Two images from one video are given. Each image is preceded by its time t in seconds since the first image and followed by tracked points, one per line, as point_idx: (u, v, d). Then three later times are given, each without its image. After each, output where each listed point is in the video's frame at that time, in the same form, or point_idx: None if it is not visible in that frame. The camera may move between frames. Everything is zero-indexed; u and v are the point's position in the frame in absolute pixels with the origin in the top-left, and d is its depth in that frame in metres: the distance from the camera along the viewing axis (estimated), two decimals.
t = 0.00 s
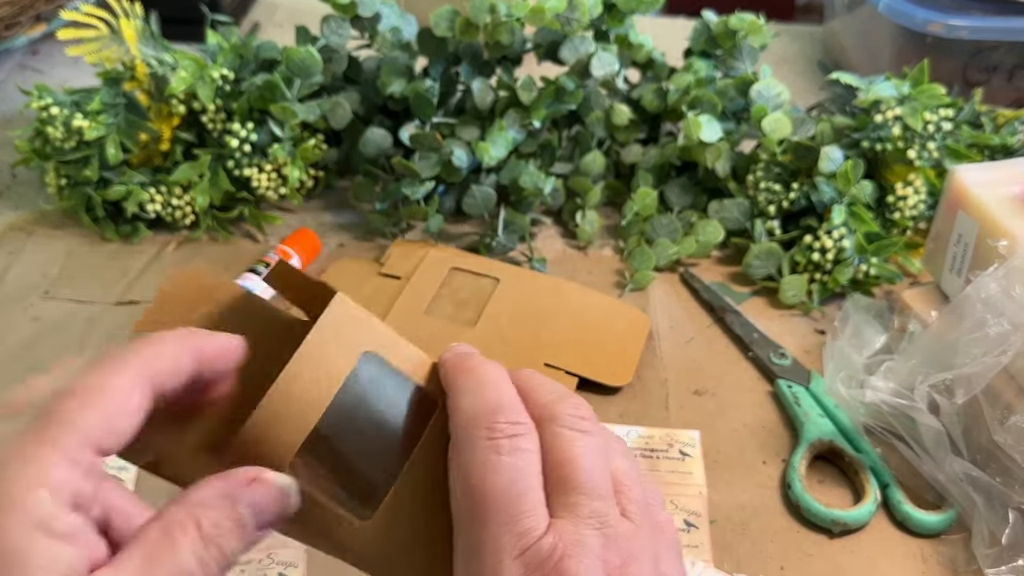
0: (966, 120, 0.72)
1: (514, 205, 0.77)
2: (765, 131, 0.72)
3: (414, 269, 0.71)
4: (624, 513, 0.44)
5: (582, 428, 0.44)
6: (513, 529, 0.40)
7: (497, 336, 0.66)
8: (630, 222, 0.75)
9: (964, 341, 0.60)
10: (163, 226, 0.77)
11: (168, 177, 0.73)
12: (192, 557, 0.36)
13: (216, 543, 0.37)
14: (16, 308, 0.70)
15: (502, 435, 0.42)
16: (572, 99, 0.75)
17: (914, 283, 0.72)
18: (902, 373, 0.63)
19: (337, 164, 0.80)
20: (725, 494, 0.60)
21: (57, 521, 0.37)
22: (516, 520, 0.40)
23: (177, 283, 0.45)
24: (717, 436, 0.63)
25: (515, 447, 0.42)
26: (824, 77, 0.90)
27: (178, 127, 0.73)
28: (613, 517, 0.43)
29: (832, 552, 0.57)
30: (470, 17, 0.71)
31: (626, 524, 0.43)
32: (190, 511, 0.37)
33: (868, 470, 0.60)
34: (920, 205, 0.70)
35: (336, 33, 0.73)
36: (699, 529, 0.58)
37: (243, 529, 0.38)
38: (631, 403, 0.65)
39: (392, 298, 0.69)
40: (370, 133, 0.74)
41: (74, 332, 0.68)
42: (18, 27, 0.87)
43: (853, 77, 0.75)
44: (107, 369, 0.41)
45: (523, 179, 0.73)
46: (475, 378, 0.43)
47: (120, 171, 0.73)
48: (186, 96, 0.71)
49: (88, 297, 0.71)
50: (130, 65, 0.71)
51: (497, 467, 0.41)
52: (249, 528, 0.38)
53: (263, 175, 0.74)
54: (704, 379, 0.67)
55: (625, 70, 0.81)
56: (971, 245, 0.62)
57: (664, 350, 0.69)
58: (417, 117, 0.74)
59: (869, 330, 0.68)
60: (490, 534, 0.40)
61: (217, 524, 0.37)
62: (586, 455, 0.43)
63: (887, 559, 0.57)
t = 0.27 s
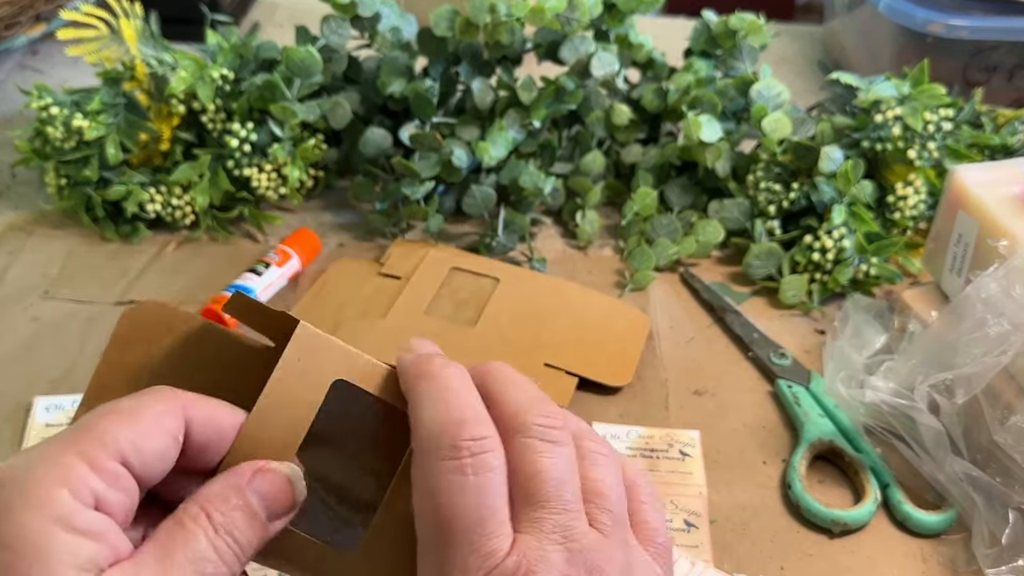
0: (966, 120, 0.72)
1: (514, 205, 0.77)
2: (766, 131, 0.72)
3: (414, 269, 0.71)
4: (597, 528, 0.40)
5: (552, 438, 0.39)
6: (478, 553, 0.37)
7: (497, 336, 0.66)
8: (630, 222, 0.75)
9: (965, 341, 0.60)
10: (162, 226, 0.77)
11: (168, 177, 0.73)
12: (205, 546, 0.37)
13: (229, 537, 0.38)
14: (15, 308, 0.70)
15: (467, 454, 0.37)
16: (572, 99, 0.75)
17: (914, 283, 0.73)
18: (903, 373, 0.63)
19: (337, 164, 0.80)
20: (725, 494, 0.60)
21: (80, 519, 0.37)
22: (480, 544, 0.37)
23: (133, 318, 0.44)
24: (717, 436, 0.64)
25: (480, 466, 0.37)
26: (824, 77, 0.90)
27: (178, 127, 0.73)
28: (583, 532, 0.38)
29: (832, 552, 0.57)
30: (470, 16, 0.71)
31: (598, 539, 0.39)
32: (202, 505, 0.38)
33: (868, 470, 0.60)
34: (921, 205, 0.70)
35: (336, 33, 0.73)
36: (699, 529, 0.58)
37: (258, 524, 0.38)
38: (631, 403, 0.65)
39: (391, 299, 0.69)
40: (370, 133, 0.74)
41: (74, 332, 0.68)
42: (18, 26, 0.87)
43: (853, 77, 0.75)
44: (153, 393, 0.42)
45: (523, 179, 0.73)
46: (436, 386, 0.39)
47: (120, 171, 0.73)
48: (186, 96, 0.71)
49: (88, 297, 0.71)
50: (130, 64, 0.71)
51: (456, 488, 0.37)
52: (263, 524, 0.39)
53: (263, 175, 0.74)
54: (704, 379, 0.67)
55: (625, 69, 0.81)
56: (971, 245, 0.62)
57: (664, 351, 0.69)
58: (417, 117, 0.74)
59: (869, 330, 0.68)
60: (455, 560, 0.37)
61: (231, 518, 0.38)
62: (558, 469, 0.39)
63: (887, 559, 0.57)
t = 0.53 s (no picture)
0: (966, 120, 0.72)
1: (514, 205, 0.76)
2: (765, 131, 0.72)
3: (414, 269, 0.71)
4: (552, 480, 0.36)
5: (493, 394, 0.37)
6: (413, 505, 0.34)
7: (497, 336, 0.66)
8: (630, 222, 0.75)
9: (965, 341, 0.60)
10: (162, 226, 0.77)
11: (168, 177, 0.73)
12: (219, 536, 0.37)
13: (245, 528, 0.37)
14: (15, 308, 0.70)
15: (394, 412, 0.36)
16: (572, 99, 0.75)
17: (914, 283, 0.72)
18: (903, 373, 0.63)
19: (337, 164, 0.80)
20: (725, 495, 0.60)
21: (82, 516, 0.37)
22: (417, 497, 0.35)
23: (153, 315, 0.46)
24: (718, 437, 0.63)
25: (410, 423, 0.36)
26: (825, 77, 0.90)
27: (178, 127, 0.73)
28: (533, 485, 0.35)
29: (832, 552, 0.57)
30: (470, 17, 0.71)
31: (551, 492, 0.36)
32: (213, 493, 0.37)
33: (868, 470, 0.60)
34: (921, 205, 0.70)
35: (336, 33, 0.73)
36: (699, 529, 0.58)
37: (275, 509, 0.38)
38: (631, 403, 0.65)
39: (391, 299, 0.69)
40: (370, 133, 0.74)
41: (74, 332, 0.68)
42: (18, 27, 0.87)
43: (853, 77, 0.75)
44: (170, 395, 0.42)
45: (522, 179, 0.73)
46: (380, 357, 0.39)
47: (120, 171, 0.73)
48: (186, 96, 0.71)
49: (88, 297, 0.71)
50: (130, 65, 0.71)
51: (384, 443, 0.36)
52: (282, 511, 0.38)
53: (263, 175, 0.74)
54: (704, 379, 0.67)
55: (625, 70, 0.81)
56: (971, 245, 0.62)
57: (664, 351, 0.69)
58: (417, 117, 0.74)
59: (869, 330, 0.68)
60: (391, 519, 0.35)
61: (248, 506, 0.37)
62: (498, 422, 0.36)
63: (887, 559, 0.57)
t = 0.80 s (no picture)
0: (966, 120, 0.72)
1: (514, 205, 0.76)
2: (766, 131, 0.72)
3: (414, 269, 0.71)
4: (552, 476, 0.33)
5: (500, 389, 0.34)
6: (438, 493, 0.31)
7: (497, 336, 0.66)
8: (630, 222, 0.75)
9: (965, 341, 0.60)
10: (162, 226, 0.77)
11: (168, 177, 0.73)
12: (178, 514, 0.34)
13: (205, 504, 0.34)
14: (15, 308, 0.70)
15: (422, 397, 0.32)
16: (572, 99, 0.75)
17: (914, 283, 0.73)
18: (903, 373, 0.63)
19: (337, 164, 0.80)
20: (725, 495, 0.60)
21: (47, 503, 0.36)
22: (442, 485, 0.31)
23: (115, 293, 0.42)
24: (718, 437, 0.63)
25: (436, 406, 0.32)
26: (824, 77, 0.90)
27: (178, 127, 0.73)
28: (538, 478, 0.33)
29: (832, 552, 0.57)
30: (470, 17, 0.71)
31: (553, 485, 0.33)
32: (167, 470, 0.35)
33: (868, 470, 0.60)
34: (921, 205, 0.70)
35: (336, 33, 0.73)
36: (698, 529, 0.58)
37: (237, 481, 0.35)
38: (631, 403, 0.65)
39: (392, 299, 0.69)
40: (370, 133, 0.74)
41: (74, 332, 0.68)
42: (18, 27, 0.87)
43: (853, 77, 0.75)
44: (131, 375, 0.39)
45: (522, 179, 0.73)
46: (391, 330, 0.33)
47: (120, 171, 0.73)
48: (186, 96, 0.71)
49: (88, 297, 0.71)
50: (130, 65, 0.71)
51: (415, 429, 0.31)
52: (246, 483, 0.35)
53: (263, 175, 0.74)
54: (704, 379, 0.67)
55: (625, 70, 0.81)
56: (971, 245, 0.62)
57: (664, 351, 0.69)
58: (417, 117, 0.74)
59: (869, 330, 0.68)
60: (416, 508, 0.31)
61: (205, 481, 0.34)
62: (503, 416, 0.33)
63: (887, 559, 0.57)
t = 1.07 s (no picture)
0: (965, 121, 0.72)
1: (514, 205, 0.77)
2: (765, 131, 0.73)
3: (414, 269, 0.71)
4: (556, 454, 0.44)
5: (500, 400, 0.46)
6: (529, 498, 0.41)
7: (497, 336, 0.66)
8: (630, 222, 0.75)
9: (964, 341, 0.60)
10: (163, 226, 0.77)
11: (169, 177, 0.73)
12: (125, 475, 0.35)
13: (154, 467, 0.35)
14: (16, 308, 0.70)
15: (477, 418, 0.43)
16: (572, 99, 0.75)
17: (913, 283, 0.73)
18: (902, 373, 0.63)
19: (337, 164, 0.80)
20: (725, 494, 0.60)
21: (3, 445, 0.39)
22: (529, 493, 0.41)
23: (140, 256, 0.46)
24: (718, 436, 0.64)
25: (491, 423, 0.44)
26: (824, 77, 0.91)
27: (178, 127, 0.73)
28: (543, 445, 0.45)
29: (831, 551, 0.57)
30: (470, 17, 0.71)
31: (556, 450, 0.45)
32: (120, 435, 0.36)
33: (868, 470, 0.60)
34: (920, 205, 0.70)
35: (336, 33, 0.73)
36: (698, 529, 0.58)
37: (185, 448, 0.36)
38: (631, 403, 0.65)
39: (392, 299, 0.69)
40: (370, 133, 0.74)
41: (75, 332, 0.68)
42: (19, 27, 0.87)
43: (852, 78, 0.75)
44: (115, 326, 0.43)
45: (522, 179, 0.73)
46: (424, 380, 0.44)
47: (121, 172, 0.73)
48: (187, 96, 0.71)
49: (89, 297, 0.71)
50: (131, 65, 0.71)
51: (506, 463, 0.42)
52: (194, 452, 0.36)
53: (263, 175, 0.74)
54: (703, 379, 0.67)
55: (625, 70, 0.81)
56: (971, 245, 0.62)
57: (664, 351, 0.69)
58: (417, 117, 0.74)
59: (868, 330, 0.68)
60: (535, 529, 0.40)
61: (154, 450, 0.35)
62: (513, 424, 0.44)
63: (887, 559, 0.57)
